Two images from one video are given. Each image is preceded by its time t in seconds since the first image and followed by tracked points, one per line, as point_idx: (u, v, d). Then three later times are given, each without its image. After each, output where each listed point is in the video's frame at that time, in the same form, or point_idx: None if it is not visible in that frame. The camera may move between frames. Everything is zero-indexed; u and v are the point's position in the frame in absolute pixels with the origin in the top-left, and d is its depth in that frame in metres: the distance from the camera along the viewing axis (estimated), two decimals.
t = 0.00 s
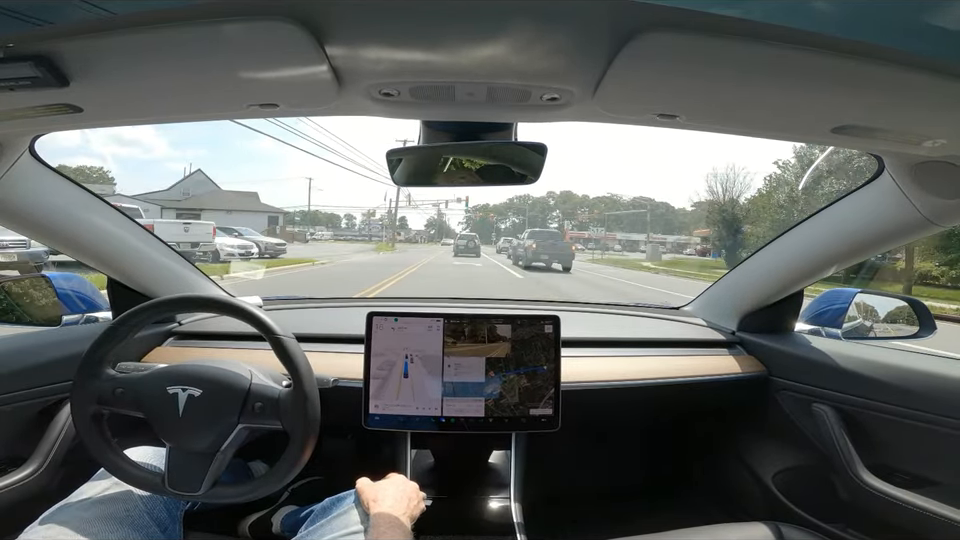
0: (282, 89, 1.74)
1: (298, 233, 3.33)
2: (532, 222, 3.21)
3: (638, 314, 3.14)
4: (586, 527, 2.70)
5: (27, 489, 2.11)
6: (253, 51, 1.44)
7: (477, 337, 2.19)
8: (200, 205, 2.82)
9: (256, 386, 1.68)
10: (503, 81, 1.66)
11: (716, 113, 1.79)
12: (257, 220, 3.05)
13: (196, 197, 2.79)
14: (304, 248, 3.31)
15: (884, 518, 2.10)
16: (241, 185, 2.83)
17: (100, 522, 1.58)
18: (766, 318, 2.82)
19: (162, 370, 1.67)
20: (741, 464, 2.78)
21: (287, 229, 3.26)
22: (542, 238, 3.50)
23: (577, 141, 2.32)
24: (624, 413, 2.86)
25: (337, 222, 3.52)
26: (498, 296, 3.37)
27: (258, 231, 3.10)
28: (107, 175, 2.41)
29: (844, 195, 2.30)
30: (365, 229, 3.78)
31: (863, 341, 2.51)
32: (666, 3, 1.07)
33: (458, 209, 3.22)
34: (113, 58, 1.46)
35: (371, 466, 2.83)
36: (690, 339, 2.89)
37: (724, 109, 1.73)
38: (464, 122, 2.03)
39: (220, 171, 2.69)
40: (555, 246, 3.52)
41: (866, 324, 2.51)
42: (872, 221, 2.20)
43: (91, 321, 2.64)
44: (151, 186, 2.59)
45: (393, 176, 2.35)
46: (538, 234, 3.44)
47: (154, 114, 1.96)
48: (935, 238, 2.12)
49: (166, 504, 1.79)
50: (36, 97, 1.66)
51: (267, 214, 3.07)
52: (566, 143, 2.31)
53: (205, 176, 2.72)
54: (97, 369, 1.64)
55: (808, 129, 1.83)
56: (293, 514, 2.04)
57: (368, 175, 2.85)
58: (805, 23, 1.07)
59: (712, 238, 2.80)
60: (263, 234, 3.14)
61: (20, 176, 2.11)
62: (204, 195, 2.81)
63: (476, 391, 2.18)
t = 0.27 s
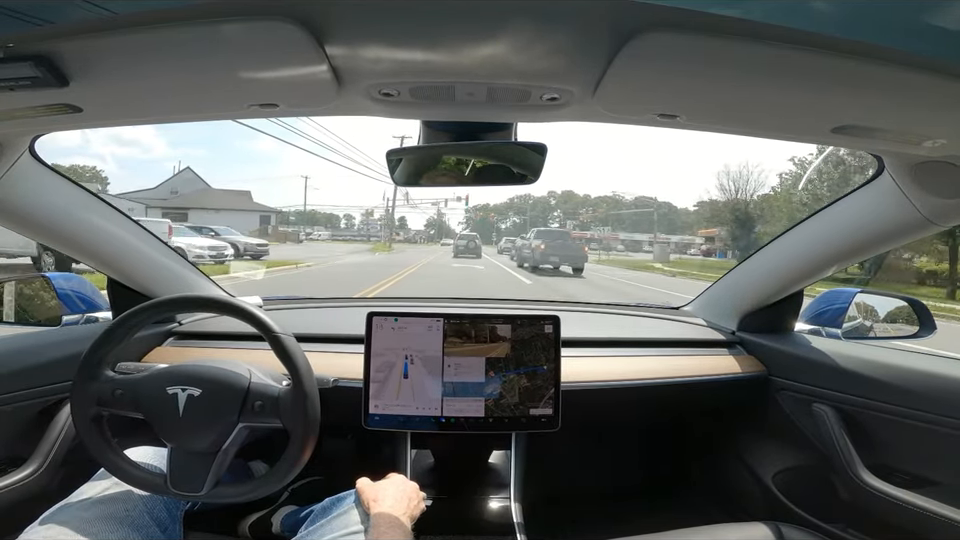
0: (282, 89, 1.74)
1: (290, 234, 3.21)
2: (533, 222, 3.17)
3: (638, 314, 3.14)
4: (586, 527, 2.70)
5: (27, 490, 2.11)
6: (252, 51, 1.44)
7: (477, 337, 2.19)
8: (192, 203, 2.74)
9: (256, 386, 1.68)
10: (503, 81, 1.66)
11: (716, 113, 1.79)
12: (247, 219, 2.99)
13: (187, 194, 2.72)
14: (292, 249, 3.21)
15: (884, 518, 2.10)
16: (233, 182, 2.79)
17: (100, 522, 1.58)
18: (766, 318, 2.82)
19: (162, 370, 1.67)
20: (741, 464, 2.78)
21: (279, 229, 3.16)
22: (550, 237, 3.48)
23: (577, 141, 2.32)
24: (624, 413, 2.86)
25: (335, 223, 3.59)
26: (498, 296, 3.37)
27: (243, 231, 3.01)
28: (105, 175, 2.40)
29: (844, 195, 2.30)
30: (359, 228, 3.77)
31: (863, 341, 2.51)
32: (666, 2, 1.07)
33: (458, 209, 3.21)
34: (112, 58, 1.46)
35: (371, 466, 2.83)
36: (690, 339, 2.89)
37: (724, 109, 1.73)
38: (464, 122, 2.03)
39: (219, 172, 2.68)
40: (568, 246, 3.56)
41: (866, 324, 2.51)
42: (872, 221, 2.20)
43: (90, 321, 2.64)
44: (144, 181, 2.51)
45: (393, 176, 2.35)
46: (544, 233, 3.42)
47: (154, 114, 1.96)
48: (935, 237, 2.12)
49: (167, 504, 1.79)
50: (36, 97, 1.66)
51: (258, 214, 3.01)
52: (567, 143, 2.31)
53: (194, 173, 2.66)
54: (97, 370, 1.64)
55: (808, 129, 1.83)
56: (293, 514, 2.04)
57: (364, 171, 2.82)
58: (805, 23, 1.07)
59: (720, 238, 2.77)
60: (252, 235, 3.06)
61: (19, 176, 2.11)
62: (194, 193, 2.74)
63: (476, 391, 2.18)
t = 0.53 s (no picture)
0: (281, 88, 1.73)
1: (282, 233, 3.10)
2: (534, 221, 3.12)
3: (638, 314, 3.14)
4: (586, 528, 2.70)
5: (27, 489, 2.11)
6: (252, 50, 1.44)
7: (477, 337, 2.19)
8: (178, 201, 2.66)
9: (256, 385, 1.68)
10: (503, 81, 1.66)
11: (715, 113, 1.79)
12: (237, 218, 2.86)
13: (175, 193, 2.64)
14: (285, 249, 3.10)
15: (883, 519, 2.10)
16: (226, 181, 2.73)
17: (101, 522, 1.58)
18: (766, 318, 2.82)
19: (162, 370, 1.67)
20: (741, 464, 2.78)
21: (272, 229, 3.01)
22: (561, 238, 3.31)
23: (577, 140, 2.31)
24: (624, 413, 2.86)
25: (335, 223, 3.42)
26: (498, 296, 3.37)
27: (237, 232, 2.89)
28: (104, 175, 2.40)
29: (844, 195, 2.30)
30: (358, 228, 3.57)
31: (863, 341, 2.51)
32: (666, 2, 1.07)
33: (458, 209, 3.21)
34: (112, 58, 1.46)
35: (371, 466, 2.82)
36: (690, 339, 2.89)
37: (724, 109, 1.73)
38: (464, 122, 2.03)
39: (218, 174, 2.68)
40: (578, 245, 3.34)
41: (866, 324, 2.51)
42: (871, 221, 2.20)
43: (90, 321, 2.64)
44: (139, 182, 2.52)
45: (393, 176, 2.36)
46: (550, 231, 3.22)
47: (154, 114, 1.96)
48: (935, 238, 2.12)
49: (167, 504, 1.79)
50: (36, 97, 1.66)
51: (250, 212, 2.88)
52: (567, 143, 2.31)
53: (183, 171, 2.62)
54: (96, 371, 1.64)
55: (808, 129, 1.83)
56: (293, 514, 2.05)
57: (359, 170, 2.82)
58: (806, 23, 1.07)
59: (725, 239, 2.72)
60: (245, 236, 2.90)
61: (19, 176, 2.11)
62: (183, 193, 2.67)
63: (476, 391, 2.18)
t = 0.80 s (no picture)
0: (280, 88, 1.73)
1: (275, 233, 3.27)
2: (536, 221, 3.08)
3: (638, 314, 3.14)
4: (586, 528, 2.70)
5: (27, 490, 2.11)
6: (251, 51, 1.44)
7: (477, 337, 2.18)
8: (167, 200, 2.67)
9: (256, 386, 1.68)
10: (502, 81, 1.66)
11: (714, 113, 1.79)
12: (230, 216, 3.02)
13: (164, 191, 2.63)
14: (278, 249, 3.23)
15: (884, 519, 2.10)
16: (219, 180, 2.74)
17: (100, 522, 1.58)
18: (766, 318, 2.82)
19: (162, 371, 1.67)
20: (741, 464, 2.78)
21: (265, 229, 3.19)
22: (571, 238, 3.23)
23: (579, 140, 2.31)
24: (624, 413, 2.86)
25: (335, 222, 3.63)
26: (498, 296, 3.38)
27: (227, 232, 3.04)
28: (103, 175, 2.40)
29: (844, 195, 2.29)
30: (356, 229, 3.72)
31: (863, 341, 2.51)
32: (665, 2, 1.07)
33: (458, 209, 3.22)
34: (112, 58, 1.46)
35: (371, 466, 2.82)
36: (690, 339, 2.89)
37: (724, 109, 1.73)
38: (463, 122, 2.03)
39: (218, 173, 2.67)
40: (592, 245, 3.25)
41: (866, 324, 2.51)
42: (872, 221, 2.19)
43: (90, 322, 2.63)
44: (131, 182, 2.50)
45: (393, 176, 2.36)
46: (561, 231, 3.13)
47: (153, 115, 1.96)
48: (935, 238, 2.12)
49: (167, 504, 1.79)
50: (36, 97, 1.66)
51: (240, 211, 3.04)
52: (567, 143, 2.31)
53: (173, 169, 2.57)
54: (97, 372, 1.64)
55: (807, 129, 1.83)
56: (293, 515, 2.05)
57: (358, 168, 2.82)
58: (806, 23, 1.07)
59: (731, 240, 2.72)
60: (234, 236, 3.06)
61: (18, 177, 2.12)
62: (169, 191, 2.65)
63: (476, 391, 2.18)
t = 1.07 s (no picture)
0: (280, 87, 1.72)
1: (268, 233, 3.10)
2: (538, 221, 3.09)
3: (638, 314, 3.14)
4: (586, 528, 2.69)
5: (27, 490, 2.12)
6: (251, 50, 1.44)
7: (477, 337, 2.19)
8: (156, 199, 2.63)
9: (256, 385, 1.68)
10: (503, 81, 1.67)
11: (714, 113, 1.79)
12: (219, 215, 2.87)
13: (153, 190, 2.60)
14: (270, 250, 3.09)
15: (885, 519, 2.10)
16: (216, 178, 2.72)
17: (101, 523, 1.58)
18: (766, 318, 2.82)
19: (162, 371, 1.67)
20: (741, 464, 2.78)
21: (256, 229, 3.02)
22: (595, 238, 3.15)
23: (579, 139, 2.30)
24: (624, 413, 2.86)
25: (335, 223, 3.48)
26: (498, 296, 3.38)
27: (216, 233, 2.88)
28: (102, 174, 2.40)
29: (844, 194, 2.29)
30: (356, 229, 3.53)
31: (863, 340, 2.51)
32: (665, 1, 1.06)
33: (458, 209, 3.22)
34: (112, 58, 1.46)
35: (371, 466, 2.82)
36: (690, 339, 2.89)
37: (724, 109, 1.73)
38: (463, 121, 2.03)
39: (218, 173, 2.66)
40: (608, 244, 3.16)
41: (866, 324, 2.51)
42: (872, 221, 2.19)
43: (90, 322, 2.63)
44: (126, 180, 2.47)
45: (393, 176, 2.36)
46: (572, 231, 3.07)
47: (154, 114, 1.96)
48: (935, 238, 2.12)
49: (167, 504, 1.80)
50: (37, 97, 1.66)
51: (231, 210, 2.91)
52: (567, 143, 2.31)
53: (162, 167, 2.54)
54: (96, 372, 1.64)
55: (808, 129, 1.83)
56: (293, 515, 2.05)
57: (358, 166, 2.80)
58: (808, 23, 1.07)
59: (737, 240, 2.73)
60: (224, 237, 2.90)
61: (19, 177, 2.12)
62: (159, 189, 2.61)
63: (476, 391, 2.19)
